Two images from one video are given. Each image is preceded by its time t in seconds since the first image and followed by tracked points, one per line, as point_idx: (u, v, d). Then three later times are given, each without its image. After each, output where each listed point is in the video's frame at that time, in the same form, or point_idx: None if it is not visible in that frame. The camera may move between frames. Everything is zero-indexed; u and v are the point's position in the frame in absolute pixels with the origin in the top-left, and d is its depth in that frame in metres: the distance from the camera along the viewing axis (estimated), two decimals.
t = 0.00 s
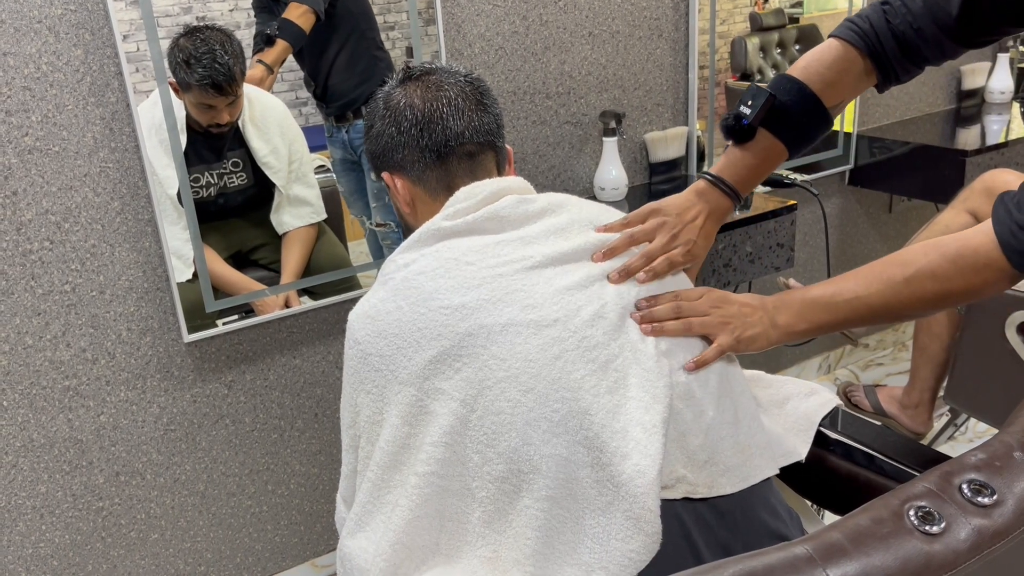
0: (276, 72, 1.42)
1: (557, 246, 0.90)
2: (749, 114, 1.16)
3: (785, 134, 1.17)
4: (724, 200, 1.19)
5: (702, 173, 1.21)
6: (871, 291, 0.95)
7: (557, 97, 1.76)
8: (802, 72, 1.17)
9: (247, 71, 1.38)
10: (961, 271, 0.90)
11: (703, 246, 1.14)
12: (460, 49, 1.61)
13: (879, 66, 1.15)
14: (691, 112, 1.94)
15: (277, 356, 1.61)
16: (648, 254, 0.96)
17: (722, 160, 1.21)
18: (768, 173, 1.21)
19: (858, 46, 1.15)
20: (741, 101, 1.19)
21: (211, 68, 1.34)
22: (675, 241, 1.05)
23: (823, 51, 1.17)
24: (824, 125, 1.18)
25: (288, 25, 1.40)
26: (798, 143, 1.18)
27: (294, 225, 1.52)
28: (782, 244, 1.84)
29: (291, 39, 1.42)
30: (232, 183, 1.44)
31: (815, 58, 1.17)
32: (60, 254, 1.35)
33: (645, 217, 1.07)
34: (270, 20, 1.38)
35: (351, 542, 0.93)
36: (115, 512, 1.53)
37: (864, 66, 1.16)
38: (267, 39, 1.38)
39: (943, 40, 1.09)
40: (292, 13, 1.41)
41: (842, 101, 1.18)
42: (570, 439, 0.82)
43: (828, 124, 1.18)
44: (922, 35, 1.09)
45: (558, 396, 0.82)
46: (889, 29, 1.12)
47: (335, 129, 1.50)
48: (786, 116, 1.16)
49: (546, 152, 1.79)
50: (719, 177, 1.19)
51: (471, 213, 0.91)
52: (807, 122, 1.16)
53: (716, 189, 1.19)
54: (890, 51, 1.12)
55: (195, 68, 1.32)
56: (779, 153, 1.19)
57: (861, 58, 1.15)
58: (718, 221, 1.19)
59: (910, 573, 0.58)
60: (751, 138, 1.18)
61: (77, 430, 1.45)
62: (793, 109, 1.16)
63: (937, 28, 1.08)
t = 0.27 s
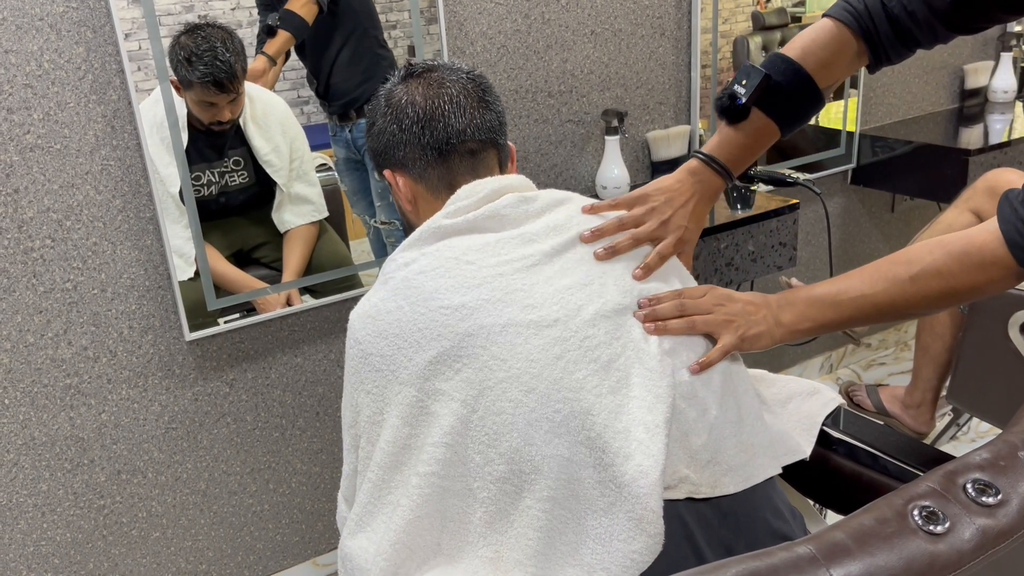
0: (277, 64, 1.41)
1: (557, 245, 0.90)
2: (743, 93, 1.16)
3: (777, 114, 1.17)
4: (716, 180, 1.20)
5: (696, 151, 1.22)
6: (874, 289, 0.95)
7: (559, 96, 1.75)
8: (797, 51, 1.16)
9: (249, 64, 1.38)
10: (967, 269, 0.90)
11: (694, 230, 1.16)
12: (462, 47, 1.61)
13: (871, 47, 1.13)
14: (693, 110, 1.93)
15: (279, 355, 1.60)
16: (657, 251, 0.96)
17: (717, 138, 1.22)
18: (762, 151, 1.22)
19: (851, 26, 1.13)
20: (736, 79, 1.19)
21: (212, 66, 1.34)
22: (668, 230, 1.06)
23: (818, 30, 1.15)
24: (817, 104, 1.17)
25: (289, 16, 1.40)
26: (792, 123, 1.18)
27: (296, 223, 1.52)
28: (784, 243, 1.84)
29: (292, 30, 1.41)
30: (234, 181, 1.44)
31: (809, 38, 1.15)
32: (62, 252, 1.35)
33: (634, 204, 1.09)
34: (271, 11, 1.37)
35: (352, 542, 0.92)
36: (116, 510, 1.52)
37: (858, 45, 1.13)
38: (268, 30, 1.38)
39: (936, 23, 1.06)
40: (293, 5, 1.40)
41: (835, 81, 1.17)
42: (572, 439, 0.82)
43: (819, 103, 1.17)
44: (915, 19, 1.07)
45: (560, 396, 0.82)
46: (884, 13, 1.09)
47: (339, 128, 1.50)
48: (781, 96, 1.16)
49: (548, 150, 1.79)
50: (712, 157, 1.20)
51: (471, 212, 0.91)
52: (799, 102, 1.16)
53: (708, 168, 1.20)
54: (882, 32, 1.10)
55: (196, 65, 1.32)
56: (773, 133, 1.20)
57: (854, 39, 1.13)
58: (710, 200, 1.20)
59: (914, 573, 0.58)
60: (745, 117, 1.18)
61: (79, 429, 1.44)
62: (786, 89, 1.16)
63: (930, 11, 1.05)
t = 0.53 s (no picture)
0: (277, 66, 1.42)
1: (557, 245, 0.90)
2: (739, 100, 1.16)
3: (775, 120, 1.18)
4: (713, 188, 1.19)
5: (692, 160, 1.22)
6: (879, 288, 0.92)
7: (561, 95, 1.75)
8: (794, 58, 1.17)
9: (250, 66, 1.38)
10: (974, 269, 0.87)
11: (693, 234, 1.15)
12: (464, 46, 1.61)
13: (869, 55, 1.16)
14: (695, 110, 1.93)
15: (281, 354, 1.60)
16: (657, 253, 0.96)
17: (713, 146, 1.22)
18: (759, 159, 1.22)
19: (848, 34, 1.15)
20: (731, 87, 1.19)
21: (211, 65, 1.34)
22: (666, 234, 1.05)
23: (814, 38, 1.17)
24: (813, 112, 1.18)
25: (291, 19, 1.40)
26: (788, 130, 1.19)
27: (297, 222, 1.52)
28: (786, 243, 1.83)
29: (293, 32, 1.41)
30: (234, 180, 1.44)
31: (807, 46, 1.17)
32: (64, 251, 1.35)
33: (634, 207, 1.08)
34: (273, 14, 1.37)
35: (354, 542, 0.92)
36: (117, 509, 1.52)
37: (855, 53, 1.16)
38: (270, 33, 1.38)
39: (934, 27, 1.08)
40: (294, 8, 1.40)
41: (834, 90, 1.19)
42: (573, 439, 0.82)
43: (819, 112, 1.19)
44: (913, 25, 1.09)
45: (561, 397, 0.82)
46: (882, 20, 1.12)
47: (341, 128, 1.50)
48: (777, 102, 1.17)
49: (550, 150, 1.78)
50: (709, 164, 1.19)
51: (471, 212, 0.91)
52: (796, 109, 1.17)
53: (706, 176, 1.19)
54: (880, 40, 1.13)
55: (196, 65, 1.32)
56: (770, 139, 1.20)
57: (853, 46, 1.16)
58: (708, 208, 1.19)
59: (917, 573, 0.57)
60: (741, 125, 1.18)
61: (80, 427, 1.44)
62: (783, 95, 1.16)
63: (926, 18, 1.08)
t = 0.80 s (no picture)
0: (279, 67, 1.42)
1: (556, 245, 0.90)
2: (738, 103, 1.15)
3: (774, 124, 1.16)
4: (713, 192, 1.17)
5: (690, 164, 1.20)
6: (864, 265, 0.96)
7: (563, 94, 1.75)
8: (794, 61, 1.17)
9: (252, 66, 1.38)
10: (958, 257, 0.92)
11: (693, 237, 1.13)
12: (466, 45, 1.61)
13: (868, 58, 1.16)
14: (696, 109, 1.93)
15: (282, 353, 1.60)
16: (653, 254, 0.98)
17: (711, 151, 1.20)
18: (758, 164, 1.20)
19: (847, 38, 1.16)
20: (729, 91, 1.18)
21: (211, 64, 1.34)
22: (662, 231, 1.05)
23: (813, 41, 1.17)
24: (813, 116, 1.17)
25: (293, 20, 1.40)
26: (787, 134, 1.17)
27: (298, 221, 1.52)
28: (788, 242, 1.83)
29: (295, 33, 1.42)
30: (235, 178, 1.44)
31: (805, 50, 1.17)
32: (65, 250, 1.34)
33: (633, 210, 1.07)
34: (275, 15, 1.38)
35: (354, 543, 0.92)
36: (118, 508, 1.52)
37: (853, 57, 1.16)
38: (272, 33, 1.39)
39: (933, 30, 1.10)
40: (296, 10, 1.41)
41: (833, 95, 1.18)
42: (574, 440, 0.82)
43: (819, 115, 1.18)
44: (912, 28, 1.11)
45: (561, 397, 0.82)
46: (880, 23, 1.13)
47: (342, 127, 1.50)
48: (776, 106, 1.15)
49: (552, 149, 1.78)
50: (709, 168, 1.18)
51: (470, 212, 0.91)
52: (796, 112, 1.16)
53: (706, 180, 1.17)
54: (878, 43, 1.14)
55: (195, 64, 1.32)
56: (769, 143, 1.18)
57: (851, 50, 1.16)
58: (707, 212, 1.18)
59: (918, 573, 0.57)
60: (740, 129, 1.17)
61: (81, 426, 1.44)
62: (782, 99, 1.15)
63: (926, 21, 1.09)
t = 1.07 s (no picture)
0: (282, 66, 1.42)
1: (555, 244, 0.90)
2: (734, 98, 1.17)
3: (772, 117, 1.18)
4: (711, 184, 1.19)
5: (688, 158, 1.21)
6: (852, 267, 0.97)
7: (563, 94, 1.75)
8: (788, 57, 1.18)
9: (255, 65, 1.38)
10: (943, 253, 0.91)
11: (690, 230, 1.14)
12: (466, 45, 1.61)
13: (860, 54, 1.16)
14: (697, 109, 1.93)
15: (282, 352, 1.61)
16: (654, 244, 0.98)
17: (710, 145, 1.21)
18: (755, 157, 1.21)
19: (839, 34, 1.16)
20: (727, 86, 1.20)
21: (212, 64, 1.34)
22: (663, 225, 1.06)
23: (807, 37, 1.18)
24: (809, 110, 1.19)
25: (297, 19, 1.41)
26: (784, 128, 1.19)
27: (299, 222, 1.52)
28: (788, 242, 1.83)
29: (298, 32, 1.42)
30: (235, 179, 1.44)
31: (800, 45, 1.18)
32: (65, 250, 1.35)
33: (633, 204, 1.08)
34: (279, 14, 1.38)
35: (352, 542, 0.92)
36: (119, 508, 1.53)
37: (846, 52, 1.17)
38: (275, 32, 1.38)
39: (922, 27, 1.10)
40: (300, 8, 1.41)
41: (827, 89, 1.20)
42: (572, 439, 0.82)
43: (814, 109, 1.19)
44: (902, 25, 1.10)
45: (559, 397, 0.82)
46: (871, 20, 1.13)
47: (344, 128, 1.51)
48: (772, 100, 1.17)
49: (552, 149, 1.78)
50: (707, 161, 1.19)
51: (469, 211, 0.91)
52: (794, 106, 1.17)
53: (704, 172, 1.19)
54: (870, 40, 1.14)
55: (196, 63, 1.32)
56: (765, 137, 1.20)
57: (843, 46, 1.17)
58: (707, 205, 1.19)
59: (916, 573, 0.57)
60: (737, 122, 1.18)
61: (82, 426, 1.45)
62: (780, 93, 1.17)
63: (916, 19, 1.09)
